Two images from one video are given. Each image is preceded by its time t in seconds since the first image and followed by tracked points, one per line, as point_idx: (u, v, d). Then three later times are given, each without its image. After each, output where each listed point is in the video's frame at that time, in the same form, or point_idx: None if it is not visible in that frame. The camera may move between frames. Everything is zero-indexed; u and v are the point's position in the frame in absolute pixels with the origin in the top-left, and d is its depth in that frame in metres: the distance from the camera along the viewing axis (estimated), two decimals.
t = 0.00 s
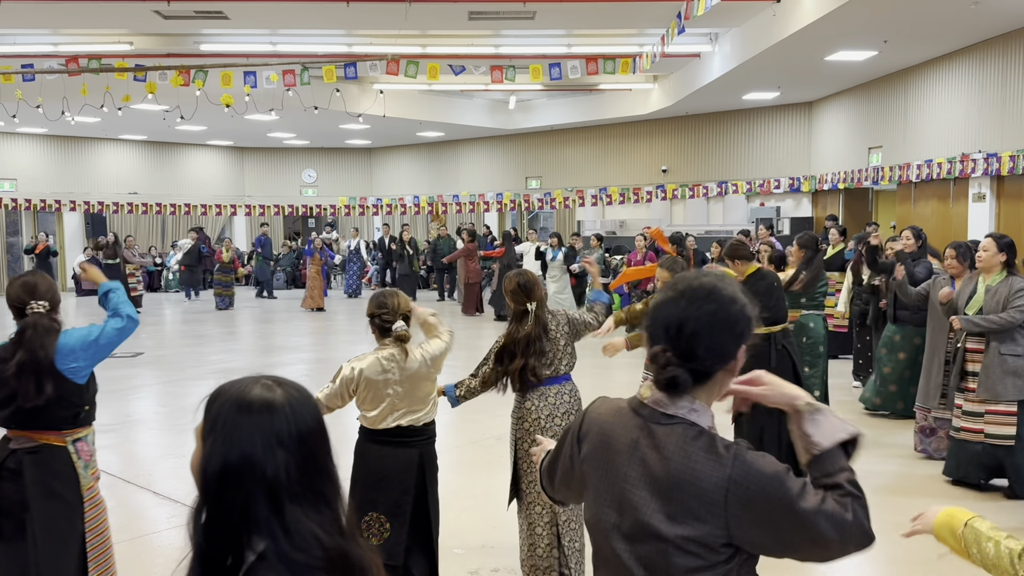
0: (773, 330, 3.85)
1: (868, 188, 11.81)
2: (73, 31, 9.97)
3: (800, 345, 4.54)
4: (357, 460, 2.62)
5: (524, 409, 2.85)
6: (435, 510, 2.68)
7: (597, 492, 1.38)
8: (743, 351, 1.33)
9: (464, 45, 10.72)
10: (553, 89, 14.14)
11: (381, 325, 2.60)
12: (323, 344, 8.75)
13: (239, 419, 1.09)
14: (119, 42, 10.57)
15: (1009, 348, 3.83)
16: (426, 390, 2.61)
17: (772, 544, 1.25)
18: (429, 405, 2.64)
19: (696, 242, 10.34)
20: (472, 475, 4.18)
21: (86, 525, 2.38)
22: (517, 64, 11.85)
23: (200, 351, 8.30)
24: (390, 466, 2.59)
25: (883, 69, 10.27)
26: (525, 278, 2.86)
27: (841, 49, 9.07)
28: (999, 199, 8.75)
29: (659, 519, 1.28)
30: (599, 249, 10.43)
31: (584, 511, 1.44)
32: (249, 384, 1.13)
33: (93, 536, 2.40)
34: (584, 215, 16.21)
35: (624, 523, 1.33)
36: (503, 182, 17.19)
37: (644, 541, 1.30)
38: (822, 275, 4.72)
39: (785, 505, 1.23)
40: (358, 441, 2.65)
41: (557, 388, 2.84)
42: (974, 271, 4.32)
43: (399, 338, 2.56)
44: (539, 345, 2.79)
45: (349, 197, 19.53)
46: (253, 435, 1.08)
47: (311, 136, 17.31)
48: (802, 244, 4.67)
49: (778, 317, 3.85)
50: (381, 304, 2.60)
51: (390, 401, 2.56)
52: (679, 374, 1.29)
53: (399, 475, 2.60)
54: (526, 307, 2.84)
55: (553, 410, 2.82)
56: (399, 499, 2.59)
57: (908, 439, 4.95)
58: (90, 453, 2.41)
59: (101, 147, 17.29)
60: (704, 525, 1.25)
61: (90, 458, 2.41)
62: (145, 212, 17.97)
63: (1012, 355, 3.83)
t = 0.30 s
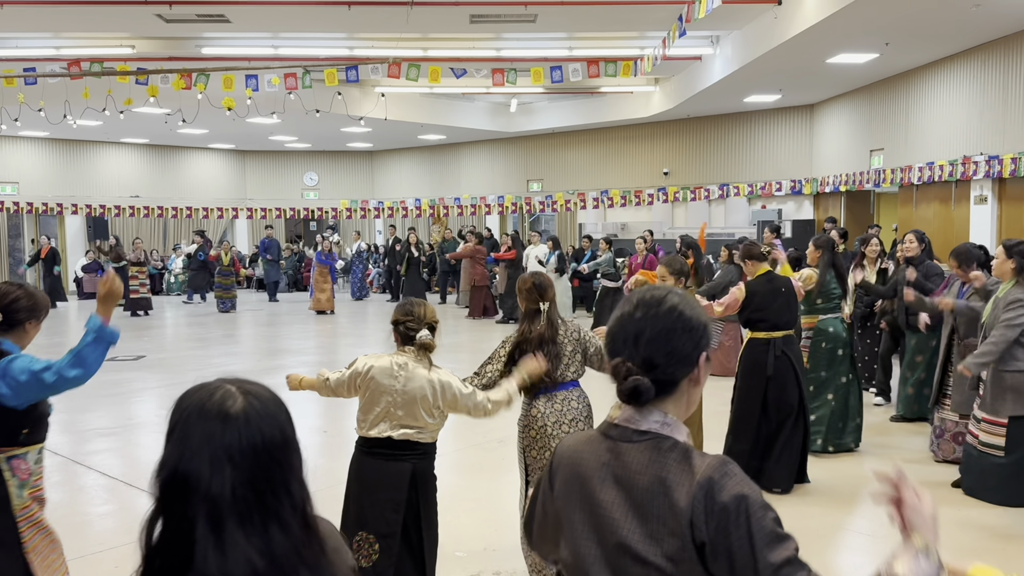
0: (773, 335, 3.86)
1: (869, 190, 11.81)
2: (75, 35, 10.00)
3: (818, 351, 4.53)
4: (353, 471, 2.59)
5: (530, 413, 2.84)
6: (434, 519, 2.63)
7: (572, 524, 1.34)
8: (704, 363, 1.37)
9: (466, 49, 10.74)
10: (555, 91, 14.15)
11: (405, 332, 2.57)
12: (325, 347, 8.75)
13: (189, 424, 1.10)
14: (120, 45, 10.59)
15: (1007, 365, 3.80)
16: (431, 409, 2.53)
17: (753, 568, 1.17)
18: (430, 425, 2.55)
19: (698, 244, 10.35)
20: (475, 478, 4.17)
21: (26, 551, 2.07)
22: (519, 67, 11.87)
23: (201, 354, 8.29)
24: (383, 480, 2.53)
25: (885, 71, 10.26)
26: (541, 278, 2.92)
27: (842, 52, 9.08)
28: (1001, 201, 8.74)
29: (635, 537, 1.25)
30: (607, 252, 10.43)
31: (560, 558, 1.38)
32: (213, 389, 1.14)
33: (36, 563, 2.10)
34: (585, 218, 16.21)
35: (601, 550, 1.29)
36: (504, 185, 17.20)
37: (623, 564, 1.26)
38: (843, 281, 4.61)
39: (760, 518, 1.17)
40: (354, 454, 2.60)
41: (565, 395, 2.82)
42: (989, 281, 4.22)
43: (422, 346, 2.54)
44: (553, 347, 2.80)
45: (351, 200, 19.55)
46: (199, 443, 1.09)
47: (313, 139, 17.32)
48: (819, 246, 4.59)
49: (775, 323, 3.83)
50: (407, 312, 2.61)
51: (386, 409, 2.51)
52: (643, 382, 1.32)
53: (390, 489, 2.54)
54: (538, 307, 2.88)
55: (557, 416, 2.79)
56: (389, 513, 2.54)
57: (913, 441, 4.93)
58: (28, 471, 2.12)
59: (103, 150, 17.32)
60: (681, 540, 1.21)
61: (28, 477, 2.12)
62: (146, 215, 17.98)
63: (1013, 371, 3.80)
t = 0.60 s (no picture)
0: (772, 334, 3.85)
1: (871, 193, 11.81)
2: (77, 38, 10.02)
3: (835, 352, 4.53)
4: (348, 473, 2.56)
5: (535, 410, 2.82)
6: (431, 524, 2.59)
7: (552, 541, 1.28)
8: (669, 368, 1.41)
9: (468, 51, 10.76)
10: (556, 94, 14.16)
11: (403, 331, 2.61)
12: (327, 350, 8.76)
13: (159, 436, 1.08)
14: (122, 49, 10.61)
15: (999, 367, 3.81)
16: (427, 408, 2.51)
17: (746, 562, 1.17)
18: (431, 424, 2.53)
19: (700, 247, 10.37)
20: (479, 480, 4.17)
21: None
22: (520, 70, 11.88)
23: (204, 357, 8.30)
24: (377, 482, 2.50)
25: (888, 74, 10.25)
26: (548, 275, 2.95)
27: (843, 54, 9.09)
28: (1002, 204, 8.74)
29: (624, 540, 1.22)
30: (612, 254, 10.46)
31: None
32: (203, 402, 1.11)
33: None
34: (587, 221, 16.21)
35: (588, 561, 1.25)
36: (506, 188, 17.21)
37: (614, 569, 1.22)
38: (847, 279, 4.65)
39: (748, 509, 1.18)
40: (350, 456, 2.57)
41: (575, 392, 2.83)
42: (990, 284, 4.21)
43: (422, 337, 2.60)
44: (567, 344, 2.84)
45: (353, 203, 19.55)
46: (158, 457, 1.06)
47: (314, 142, 17.33)
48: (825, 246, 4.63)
49: (773, 321, 3.83)
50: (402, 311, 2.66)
51: (382, 405, 2.51)
52: (638, 373, 1.34)
53: (384, 492, 2.50)
54: (545, 302, 2.89)
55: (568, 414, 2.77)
56: (380, 520, 2.50)
57: (918, 444, 4.92)
58: None
59: (106, 154, 17.36)
60: (670, 536, 1.20)
61: None
62: (148, 218, 18.01)
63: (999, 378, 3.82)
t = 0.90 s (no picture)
0: (768, 338, 3.84)
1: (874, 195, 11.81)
2: (80, 42, 10.05)
3: (834, 359, 4.51)
4: (331, 478, 2.56)
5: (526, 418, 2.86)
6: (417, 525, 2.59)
7: (522, 531, 1.27)
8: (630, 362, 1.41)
9: (470, 54, 10.77)
10: (558, 97, 14.17)
11: (363, 336, 2.58)
12: (331, 352, 8.78)
13: (149, 458, 1.10)
14: (125, 52, 10.62)
15: (996, 369, 3.83)
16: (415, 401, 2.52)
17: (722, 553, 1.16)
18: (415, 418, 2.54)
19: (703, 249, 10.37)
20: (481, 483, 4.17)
21: None
22: (522, 72, 11.90)
23: (208, 360, 8.31)
24: (358, 489, 2.50)
25: (891, 77, 10.25)
26: (534, 279, 2.96)
27: (845, 57, 9.09)
28: (1004, 206, 8.74)
29: (595, 530, 1.22)
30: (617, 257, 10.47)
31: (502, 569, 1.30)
32: (194, 422, 1.13)
33: None
34: (589, 223, 16.21)
35: (556, 551, 1.24)
36: (508, 191, 17.23)
37: (582, 559, 1.22)
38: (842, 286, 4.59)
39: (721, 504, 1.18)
40: (333, 463, 2.56)
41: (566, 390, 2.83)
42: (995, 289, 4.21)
43: (384, 336, 2.57)
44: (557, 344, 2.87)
45: (355, 206, 19.57)
46: (148, 481, 1.08)
47: (317, 145, 17.35)
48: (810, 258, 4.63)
49: (769, 324, 3.82)
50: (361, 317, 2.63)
51: (358, 409, 2.50)
52: (600, 372, 1.34)
53: (368, 497, 2.50)
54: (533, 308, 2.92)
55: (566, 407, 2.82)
56: (363, 526, 2.50)
57: (921, 447, 4.92)
58: None
59: (109, 157, 17.41)
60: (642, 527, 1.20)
61: None
62: (151, 221, 18.05)
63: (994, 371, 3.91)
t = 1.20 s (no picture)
0: (761, 344, 3.75)
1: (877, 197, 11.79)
2: (84, 45, 10.07)
3: (824, 364, 4.36)
4: (286, 490, 2.54)
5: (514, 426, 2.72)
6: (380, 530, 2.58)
7: (482, 533, 1.29)
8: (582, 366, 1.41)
9: (473, 57, 10.78)
10: (560, 100, 14.19)
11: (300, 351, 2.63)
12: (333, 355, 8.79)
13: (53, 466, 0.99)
14: (129, 55, 10.65)
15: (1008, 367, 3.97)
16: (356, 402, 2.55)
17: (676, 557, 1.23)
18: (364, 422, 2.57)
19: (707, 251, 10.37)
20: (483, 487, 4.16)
21: None
22: (525, 75, 11.90)
23: (211, 362, 8.32)
24: (315, 498, 2.49)
25: (894, 78, 10.24)
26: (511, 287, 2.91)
27: (849, 59, 9.07)
28: (1008, 208, 8.72)
29: (555, 535, 1.24)
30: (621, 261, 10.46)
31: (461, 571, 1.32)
32: (103, 426, 1.02)
33: None
34: (592, 225, 16.20)
35: (515, 555, 1.26)
36: (511, 194, 17.23)
37: (541, 564, 1.25)
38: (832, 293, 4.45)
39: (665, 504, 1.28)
40: (289, 476, 2.54)
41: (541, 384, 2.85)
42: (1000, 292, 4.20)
43: (321, 348, 2.62)
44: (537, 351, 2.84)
45: (358, 208, 19.59)
46: (51, 491, 0.97)
47: (320, 148, 17.36)
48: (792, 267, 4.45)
49: (762, 332, 3.72)
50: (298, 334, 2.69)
51: (305, 418, 2.50)
52: (545, 391, 1.31)
53: (320, 507, 2.49)
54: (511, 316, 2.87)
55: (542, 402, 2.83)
56: (319, 533, 2.49)
57: (924, 450, 4.90)
58: None
59: (112, 160, 17.43)
60: (604, 526, 1.25)
61: None
62: (155, 224, 18.07)
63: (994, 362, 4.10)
